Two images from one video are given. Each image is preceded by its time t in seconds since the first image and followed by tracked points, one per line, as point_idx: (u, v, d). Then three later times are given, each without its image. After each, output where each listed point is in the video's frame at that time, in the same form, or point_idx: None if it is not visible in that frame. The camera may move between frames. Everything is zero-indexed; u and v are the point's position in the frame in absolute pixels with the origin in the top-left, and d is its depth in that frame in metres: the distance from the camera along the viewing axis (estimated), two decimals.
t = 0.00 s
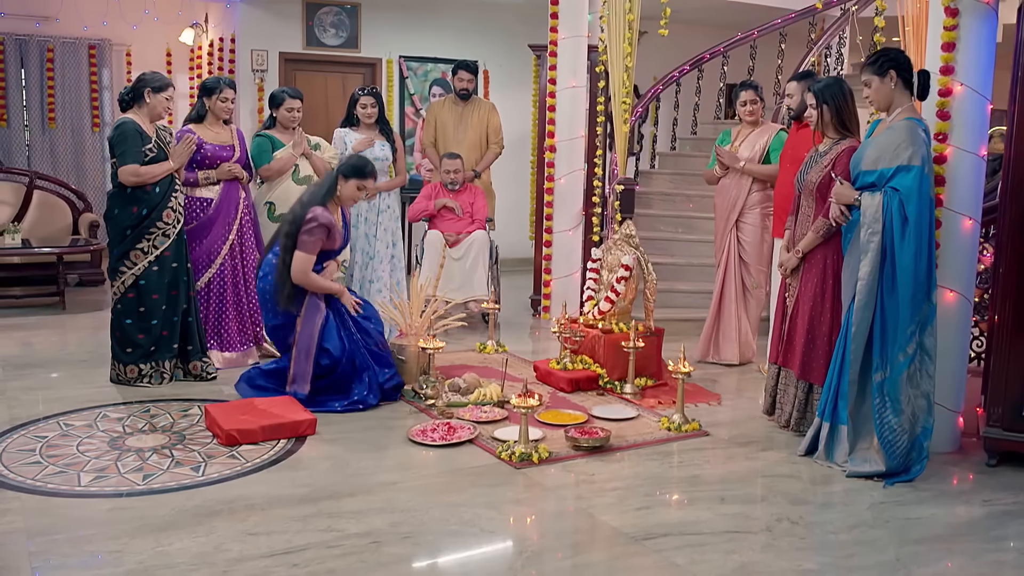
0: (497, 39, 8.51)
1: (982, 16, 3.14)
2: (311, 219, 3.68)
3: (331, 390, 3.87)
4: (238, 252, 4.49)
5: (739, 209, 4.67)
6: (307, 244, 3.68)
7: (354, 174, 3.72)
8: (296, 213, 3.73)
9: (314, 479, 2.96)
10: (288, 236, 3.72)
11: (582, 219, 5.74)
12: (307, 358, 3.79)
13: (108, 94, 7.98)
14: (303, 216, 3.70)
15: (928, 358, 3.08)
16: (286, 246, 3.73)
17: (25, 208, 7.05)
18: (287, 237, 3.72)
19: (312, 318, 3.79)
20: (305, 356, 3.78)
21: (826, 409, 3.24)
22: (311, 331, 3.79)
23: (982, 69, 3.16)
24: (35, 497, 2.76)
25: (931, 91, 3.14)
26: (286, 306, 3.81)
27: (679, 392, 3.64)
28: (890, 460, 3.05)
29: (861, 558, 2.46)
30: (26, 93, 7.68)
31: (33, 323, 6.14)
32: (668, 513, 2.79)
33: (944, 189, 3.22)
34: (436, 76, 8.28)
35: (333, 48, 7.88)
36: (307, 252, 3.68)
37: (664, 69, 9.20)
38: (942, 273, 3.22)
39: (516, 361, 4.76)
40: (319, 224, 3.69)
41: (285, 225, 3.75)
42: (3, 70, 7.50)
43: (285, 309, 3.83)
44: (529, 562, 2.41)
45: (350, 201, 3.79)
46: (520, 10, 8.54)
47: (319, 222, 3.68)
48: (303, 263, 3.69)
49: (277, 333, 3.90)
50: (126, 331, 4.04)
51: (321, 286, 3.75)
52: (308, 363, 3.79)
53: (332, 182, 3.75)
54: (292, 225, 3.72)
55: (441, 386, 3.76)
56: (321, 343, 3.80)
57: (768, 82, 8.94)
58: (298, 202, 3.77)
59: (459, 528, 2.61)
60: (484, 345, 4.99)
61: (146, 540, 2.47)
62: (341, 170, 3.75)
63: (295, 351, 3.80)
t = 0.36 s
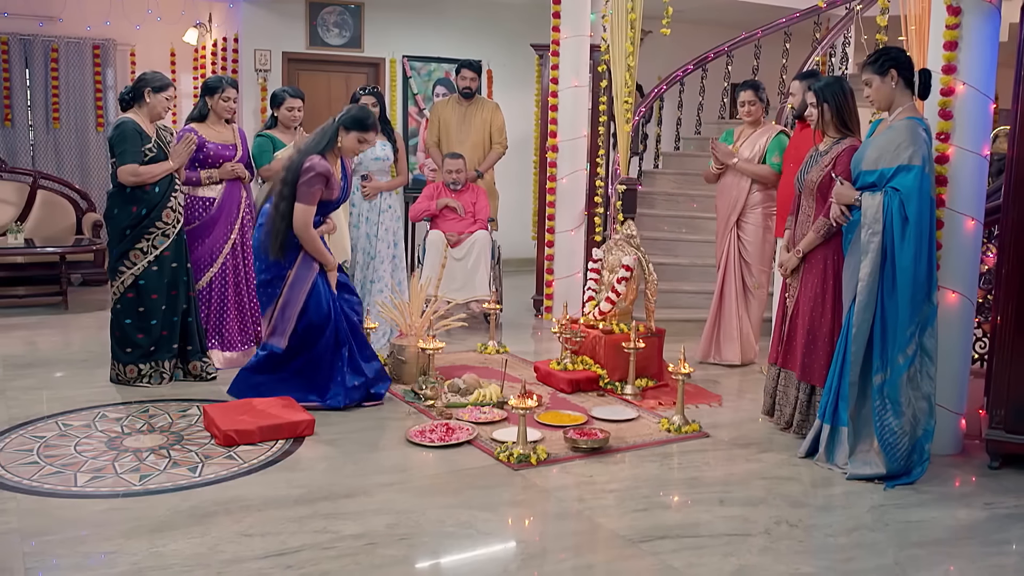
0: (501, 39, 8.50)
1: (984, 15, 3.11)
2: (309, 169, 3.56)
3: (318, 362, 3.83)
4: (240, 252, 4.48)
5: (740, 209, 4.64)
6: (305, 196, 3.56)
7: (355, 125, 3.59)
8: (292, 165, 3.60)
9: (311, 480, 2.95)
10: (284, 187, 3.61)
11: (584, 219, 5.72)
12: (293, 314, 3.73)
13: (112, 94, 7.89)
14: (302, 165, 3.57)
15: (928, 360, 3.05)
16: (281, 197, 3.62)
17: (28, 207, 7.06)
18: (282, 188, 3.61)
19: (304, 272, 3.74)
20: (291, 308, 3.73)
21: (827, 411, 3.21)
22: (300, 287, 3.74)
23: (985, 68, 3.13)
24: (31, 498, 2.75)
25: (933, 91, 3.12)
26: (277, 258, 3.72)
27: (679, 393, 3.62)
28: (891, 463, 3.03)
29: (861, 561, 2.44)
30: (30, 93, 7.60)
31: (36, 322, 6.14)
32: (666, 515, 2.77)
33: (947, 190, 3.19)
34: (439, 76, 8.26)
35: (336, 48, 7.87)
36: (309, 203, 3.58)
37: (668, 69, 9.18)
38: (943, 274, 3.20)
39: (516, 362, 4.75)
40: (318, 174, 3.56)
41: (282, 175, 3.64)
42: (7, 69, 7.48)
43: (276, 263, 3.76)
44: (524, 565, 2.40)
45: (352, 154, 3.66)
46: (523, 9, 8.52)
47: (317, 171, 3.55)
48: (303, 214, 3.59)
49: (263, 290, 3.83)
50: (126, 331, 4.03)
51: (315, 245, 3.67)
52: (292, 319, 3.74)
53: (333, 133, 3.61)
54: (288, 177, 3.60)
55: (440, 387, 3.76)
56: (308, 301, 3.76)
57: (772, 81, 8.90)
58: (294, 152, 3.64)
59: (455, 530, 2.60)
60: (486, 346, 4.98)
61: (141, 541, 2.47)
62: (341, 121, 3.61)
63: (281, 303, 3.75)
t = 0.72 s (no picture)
0: (505, 40, 8.49)
1: (986, 14, 3.09)
2: (321, 149, 3.39)
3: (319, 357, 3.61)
4: (242, 252, 4.47)
5: (739, 208, 4.62)
6: (318, 177, 3.40)
7: (366, 110, 3.48)
8: (302, 146, 3.42)
9: (309, 481, 2.95)
10: (293, 168, 3.44)
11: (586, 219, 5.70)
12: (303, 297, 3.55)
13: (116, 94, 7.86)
14: (312, 145, 3.41)
15: (929, 361, 3.03)
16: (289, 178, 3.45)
17: (32, 207, 7.07)
18: (291, 167, 3.44)
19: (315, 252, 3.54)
20: (302, 292, 3.54)
21: (827, 413, 3.19)
22: (311, 269, 3.55)
23: (987, 67, 3.11)
24: (28, 498, 2.75)
25: (935, 90, 3.10)
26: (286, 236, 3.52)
27: (679, 394, 3.61)
28: (892, 465, 3.01)
29: (860, 564, 2.42)
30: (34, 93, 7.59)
31: (38, 322, 6.14)
32: (665, 517, 2.75)
33: (949, 190, 3.16)
34: (442, 75, 8.25)
35: (339, 47, 7.87)
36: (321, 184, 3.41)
37: (672, 69, 9.15)
38: (945, 275, 3.17)
39: (517, 362, 4.73)
40: (331, 155, 3.40)
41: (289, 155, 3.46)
42: (12, 69, 7.48)
43: (284, 244, 3.56)
44: (521, 566, 2.39)
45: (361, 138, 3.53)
46: (526, 8, 8.51)
47: (329, 151, 3.39)
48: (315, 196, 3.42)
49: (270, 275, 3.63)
50: (126, 331, 4.03)
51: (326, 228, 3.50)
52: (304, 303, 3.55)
53: (345, 115, 3.48)
54: (297, 157, 3.42)
55: (439, 387, 3.75)
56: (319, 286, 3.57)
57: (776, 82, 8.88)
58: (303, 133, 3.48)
59: (452, 531, 2.58)
60: (487, 346, 4.97)
61: (136, 542, 2.46)
62: (352, 104, 3.49)
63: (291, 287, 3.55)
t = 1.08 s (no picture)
0: (508, 39, 8.48)
1: (988, 13, 3.07)
2: (354, 144, 3.37)
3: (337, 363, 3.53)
4: (243, 251, 4.47)
5: (740, 208, 4.60)
6: (353, 171, 3.41)
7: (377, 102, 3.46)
8: (336, 141, 3.34)
9: (306, 482, 2.94)
10: (330, 166, 3.35)
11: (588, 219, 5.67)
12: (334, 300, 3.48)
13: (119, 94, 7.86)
14: (345, 140, 3.35)
15: (932, 363, 3.01)
16: (326, 175, 3.35)
17: (34, 207, 7.07)
18: (326, 164, 3.34)
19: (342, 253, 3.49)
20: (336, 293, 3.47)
21: (828, 415, 3.17)
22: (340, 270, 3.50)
23: (990, 67, 3.09)
24: (26, 498, 2.74)
25: (936, 90, 3.08)
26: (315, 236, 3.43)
27: (679, 395, 3.59)
28: (893, 467, 2.99)
29: (859, 567, 2.40)
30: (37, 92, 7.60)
31: (40, 322, 6.15)
32: (664, 518, 2.74)
33: (951, 190, 3.15)
34: (445, 75, 8.24)
35: (341, 47, 7.86)
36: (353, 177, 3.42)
37: (675, 69, 9.13)
38: (946, 275, 3.15)
39: (517, 362, 4.72)
40: (364, 148, 3.39)
41: (321, 151, 3.35)
42: (15, 68, 7.47)
43: (311, 244, 3.45)
44: (517, 568, 2.37)
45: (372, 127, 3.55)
46: (529, 7, 8.49)
47: (363, 143, 3.39)
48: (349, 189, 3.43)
49: (288, 277, 3.47)
50: (126, 331, 4.03)
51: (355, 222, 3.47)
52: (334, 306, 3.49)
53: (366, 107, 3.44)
54: (333, 154, 3.34)
55: (438, 388, 3.73)
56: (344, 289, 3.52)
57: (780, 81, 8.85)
58: (326, 126, 3.35)
59: (449, 532, 2.57)
60: (488, 346, 4.95)
61: (132, 542, 2.45)
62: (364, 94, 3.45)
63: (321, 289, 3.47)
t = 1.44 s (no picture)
0: (512, 39, 8.47)
1: (992, 12, 3.05)
2: (364, 138, 3.44)
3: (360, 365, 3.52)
4: (245, 250, 4.46)
5: (743, 208, 4.58)
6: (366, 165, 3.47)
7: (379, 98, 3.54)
8: (345, 134, 3.40)
9: (305, 482, 2.93)
10: (342, 159, 3.39)
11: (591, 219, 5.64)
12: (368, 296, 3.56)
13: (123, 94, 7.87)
14: (355, 135, 3.41)
15: (935, 364, 2.99)
16: (339, 169, 3.39)
17: (38, 207, 7.08)
18: (340, 159, 3.39)
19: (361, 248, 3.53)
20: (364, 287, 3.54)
21: (830, 416, 3.15)
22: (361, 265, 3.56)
23: (993, 65, 3.07)
24: (24, 498, 2.74)
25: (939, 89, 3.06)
26: (331, 231, 3.47)
27: (681, 395, 3.57)
28: (894, 469, 2.98)
29: (859, 570, 2.39)
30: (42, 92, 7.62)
31: (44, 321, 6.16)
32: (664, 520, 2.72)
33: (954, 190, 3.13)
34: (449, 74, 8.23)
35: (345, 47, 7.85)
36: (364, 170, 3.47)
37: (679, 68, 9.11)
38: (950, 276, 3.13)
39: (518, 362, 4.71)
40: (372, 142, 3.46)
41: (332, 145, 3.39)
42: (19, 68, 7.48)
43: (327, 241, 3.48)
44: (514, 570, 2.36)
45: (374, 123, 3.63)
46: (532, 7, 8.47)
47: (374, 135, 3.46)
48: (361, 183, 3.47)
49: (301, 275, 3.49)
50: (127, 330, 4.03)
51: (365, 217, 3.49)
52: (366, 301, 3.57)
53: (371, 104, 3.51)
54: (345, 147, 3.40)
55: (438, 388, 3.72)
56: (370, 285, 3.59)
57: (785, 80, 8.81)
58: (335, 121, 3.40)
59: (447, 533, 2.56)
60: (489, 346, 4.94)
61: (130, 543, 2.45)
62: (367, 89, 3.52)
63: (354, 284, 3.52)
